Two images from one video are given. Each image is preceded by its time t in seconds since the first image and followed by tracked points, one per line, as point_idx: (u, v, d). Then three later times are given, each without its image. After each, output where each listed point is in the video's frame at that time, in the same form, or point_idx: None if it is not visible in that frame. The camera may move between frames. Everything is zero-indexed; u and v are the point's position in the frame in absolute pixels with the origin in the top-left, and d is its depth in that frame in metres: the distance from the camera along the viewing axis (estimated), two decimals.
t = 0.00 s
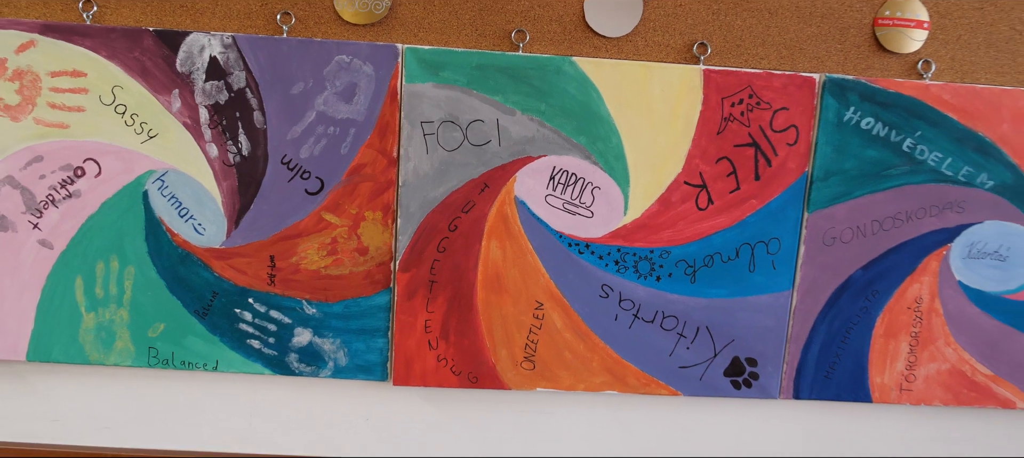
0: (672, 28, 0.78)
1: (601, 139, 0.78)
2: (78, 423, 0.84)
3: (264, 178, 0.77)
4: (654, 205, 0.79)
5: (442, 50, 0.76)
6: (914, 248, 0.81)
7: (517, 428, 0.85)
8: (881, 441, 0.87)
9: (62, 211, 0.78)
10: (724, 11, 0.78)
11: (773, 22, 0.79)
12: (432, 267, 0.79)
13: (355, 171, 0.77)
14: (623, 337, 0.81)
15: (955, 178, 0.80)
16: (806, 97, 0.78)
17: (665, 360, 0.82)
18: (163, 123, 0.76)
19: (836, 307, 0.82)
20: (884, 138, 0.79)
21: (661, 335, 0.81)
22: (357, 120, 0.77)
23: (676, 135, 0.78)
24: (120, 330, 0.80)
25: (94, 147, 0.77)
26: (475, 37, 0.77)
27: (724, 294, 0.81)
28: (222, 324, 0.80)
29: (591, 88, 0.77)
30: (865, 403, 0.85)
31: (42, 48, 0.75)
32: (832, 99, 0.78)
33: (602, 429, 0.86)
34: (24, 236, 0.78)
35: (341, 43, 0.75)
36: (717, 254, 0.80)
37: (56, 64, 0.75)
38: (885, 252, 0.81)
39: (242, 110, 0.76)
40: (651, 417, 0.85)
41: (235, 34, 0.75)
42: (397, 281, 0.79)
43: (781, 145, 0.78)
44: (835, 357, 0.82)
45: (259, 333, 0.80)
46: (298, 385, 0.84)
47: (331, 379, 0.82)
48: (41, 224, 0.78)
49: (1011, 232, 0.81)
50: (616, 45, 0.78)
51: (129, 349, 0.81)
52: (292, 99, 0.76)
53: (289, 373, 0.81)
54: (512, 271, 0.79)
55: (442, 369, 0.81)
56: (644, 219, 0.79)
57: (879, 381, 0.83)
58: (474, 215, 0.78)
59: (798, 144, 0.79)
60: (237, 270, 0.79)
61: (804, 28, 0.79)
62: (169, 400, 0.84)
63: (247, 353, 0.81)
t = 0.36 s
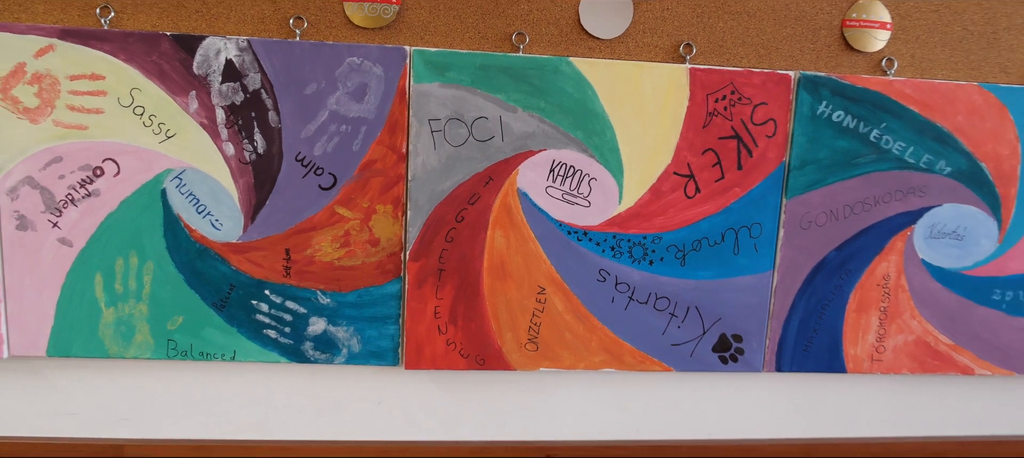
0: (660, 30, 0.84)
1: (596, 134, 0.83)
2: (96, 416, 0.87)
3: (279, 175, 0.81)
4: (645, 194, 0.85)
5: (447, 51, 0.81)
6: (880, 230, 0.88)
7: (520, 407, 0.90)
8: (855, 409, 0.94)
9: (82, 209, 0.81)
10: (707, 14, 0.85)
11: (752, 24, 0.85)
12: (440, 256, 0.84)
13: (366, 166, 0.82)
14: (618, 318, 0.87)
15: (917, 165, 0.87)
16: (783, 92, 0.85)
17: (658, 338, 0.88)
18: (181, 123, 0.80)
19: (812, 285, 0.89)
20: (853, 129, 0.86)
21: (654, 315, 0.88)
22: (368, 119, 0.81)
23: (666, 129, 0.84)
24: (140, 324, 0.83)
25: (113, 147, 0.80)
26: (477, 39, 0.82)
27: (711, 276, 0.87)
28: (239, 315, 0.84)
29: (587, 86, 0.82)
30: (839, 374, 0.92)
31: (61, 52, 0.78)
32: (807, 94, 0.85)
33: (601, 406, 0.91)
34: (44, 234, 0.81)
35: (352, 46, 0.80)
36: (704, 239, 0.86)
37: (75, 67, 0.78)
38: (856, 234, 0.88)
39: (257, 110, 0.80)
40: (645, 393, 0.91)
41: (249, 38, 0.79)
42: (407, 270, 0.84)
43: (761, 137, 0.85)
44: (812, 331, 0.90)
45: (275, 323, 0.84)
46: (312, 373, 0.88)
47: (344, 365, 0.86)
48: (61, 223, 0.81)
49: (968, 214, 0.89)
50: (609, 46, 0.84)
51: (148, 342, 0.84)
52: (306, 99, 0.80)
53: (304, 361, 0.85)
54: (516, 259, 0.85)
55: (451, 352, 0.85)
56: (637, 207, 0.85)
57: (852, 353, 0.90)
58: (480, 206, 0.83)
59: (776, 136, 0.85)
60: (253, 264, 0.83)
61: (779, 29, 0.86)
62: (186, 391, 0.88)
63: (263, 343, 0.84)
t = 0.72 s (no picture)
0: (639, 36, 0.91)
1: (583, 133, 0.90)
2: (106, 416, 0.89)
3: (286, 177, 0.85)
4: (629, 188, 0.92)
5: (444, 58, 0.86)
6: (840, 216, 0.97)
7: (516, 392, 0.95)
8: (821, 381, 1.02)
9: (92, 214, 0.83)
10: (682, 20, 0.92)
11: (722, 30, 0.93)
12: (441, 250, 0.89)
13: (369, 167, 0.86)
14: (607, 304, 0.94)
15: (871, 157, 0.97)
16: (751, 92, 0.93)
17: (643, 321, 0.95)
18: (190, 129, 0.83)
19: (780, 268, 0.97)
20: (814, 125, 0.95)
21: (639, 300, 0.94)
22: (370, 122, 0.85)
23: (647, 127, 0.91)
24: (150, 324, 0.86)
25: (123, 154, 0.82)
26: (472, 46, 0.87)
27: (690, 262, 0.95)
28: (248, 313, 0.87)
29: (574, 88, 0.89)
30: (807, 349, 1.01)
31: (70, 62, 0.80)
32: (772, 93, 0.93)
33: (593, 389, 0.97)
34: (53, 240, 0.83)
35: (354, 53, 0.84)
36: (684, 228, 0.94)
37: (84, 77, 0.80)
38: (818, 220, 0.97)
39: (264, 116, 0.84)
40: (633, 375, 0.97)
41: (255, 47, 0.83)
42: (410, 264, 0.89)
43: (732, 134, 0.93)
44: (782, 310, 0.98)
45: (283, 319, 0.88)
46: (318, 366, 0.91)
47: (350, 358, 0.91)
48: (71, 228, 0.83)
49: (916, 200, 0.98)
50: (593, 51, 0.90)
51: (159, 342, 0.86)
52: (311, 104, 0.84)
53: (311, 354, 0.89)
54: (511, 251, 0.90)
55: (452, 341, 0.91)
56: (622, 200, 0.92)
57: (817, 329, 0.99)
58: (477, 203, 0.89)
59: (746, 132, 0.93)
60: (262, 262, 0.86)
61: (747, 35, 0.93)
62: (194, 389, 0.90)
63: (272, 338, 0.88)
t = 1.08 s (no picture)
0: (615, 45, 0.97)
1: (565, 136, 0.96)
2: (105, 419, 0.90)
3: (283, 181, 0.88)
4: (608, 187, 0.98)
5: (434, 66, 0.90)
6: (798, 210, 1.05)
7: (505, 383, 1.00)
8: (784, 363, 1.11)
9: (91, 220, 0.84)
10: (654, 30, 0.98)
11: (691, 39, 0.99)
12: (433, 249, 0.93)
13: (364, 171, 0.90)
14: (589, 296, 1.00)
15: (825, 156, 1.05)
16: (718, 97, 1.00)
17: (622, 312, 1.01)
18: (188, 136, 0.85)
19: (746, 259, 1.05)
20: (774, 127, 1.03)
21: (618, 292, 1.01)
22: (364, 128, 0.89)
23: (623, 130, 0.97)
24: (150, 327, 0.88)
25: (122, 160, 0.84)
26: (460, 55, 0.92)
27: (665, 256, 1.01)
28: (247, 313, 0.90)
29: (556, 94, 0.94)
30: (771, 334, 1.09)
31: (68, 71, 0.81)
32: (737, 98, 1.00)
33: (576, 378, 1.03)
34: (52, 246, 0.84)
35: (348, 62, 0.88)
36: (658, 224, 1.00)
37: (82, 85, 0.82)
38: (779, 214, 1.05)
39: (261, 122, 0.87)
40: (614, 363, 1.04)
41: (252, 56, 0.86)
42: (403, 263, 0.93)
43: (701, 135, 1.00)
44: (748, 299, 1.06)
45: (282, 318, 0.91)
46: (315, 364, 0.95)
47: (347, 354, 0.94)
48: (70, 234, 0.84)
49: (866, 195, 1.07)
50: (572, 60, 0.96)
51: (159, 344, 0.88)
52: (307, 111, 0.88)
53: (309, 352, 0.93)
54: (499, 248, 0.95)
55: (445, 335, 0.95)
56: (602, 198, 0.98)
57: (780, 315, 1.07)
58: (467, 203, 0.94)
59: (713, 134, 1.01)
60: (260, 264, 0.89)
61: (713, 43, 1.00)
62: (193, 390, 0.93)
63: (271, 337, 0.91)
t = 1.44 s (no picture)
0: (602, 52, 1.02)
1: (557, 139, 1.00)
2: (110, 422, 0.91)
3: (288, 184, 0.91)
4: (597, 187, 1.03)
5: (433, 72, 0.94)
6: (770, 207, 1.13)
7: (501, 375, 1.04)
8: (757, 349, 1.18)
9: (98, 225, 0.85)
10: (638, 38, 1.04)
11: (672, 47, 1.05)
12: (433, 247, 0.97)
13: (366, 173, 0.93)
14: (579, 290, 1.05)
15: (793, 156, 1.13)
16: (697, 101, 1.06)
17: (610, 305, 1.07)
18: (195, 140, 0.87)
19: (724, 253, 1.12)
20: (748, 129, 1.10)
21: (606, 286, 1.06)
22: (366, 132, 0.92)
23: (610, 133, 1.03)
24: (157, 329, 0.89)
25: (129, 165, 0.85)
26: (457, 62, 0.96)
27: (649, 251, 1.07)
28: (253, 313, 0.92)
29: (548, 99, 0.99)
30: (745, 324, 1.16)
31: (74, 77, 0.82)
32: (715, 102, 1.07)
33: (568, 368, 1.08)
34: (58, 251, 0.84)
35: (351, 68, 0.91)
36: (643, 221, 1.07)
37: (89, 91, 0.83)
38: (752, 211, 1.12)
39: (267, 127, 0.89)
40: (603, 353, 1.09)
41: (257, 62, 0.88)
42: (405, 261, 0.96)
43: (682, 137, 1.06)
44: (725, 290, 1.13)
45: (287, 318, 0.93)
46: (318, 362, 0.97)
47: (350, 351, 0.97)
48: (76, 238, 0.85)
49: (830, 191, 1.16)
50: (563, 66, 1.01)
51: (165, 345, 0.90)
52: (311, 116, 0.90)
53: (314, 350, 0.95)
54: (496, 246, 1.00)
55: (444, 330, 0.99)
56: (591, 197, 1.03)
57: (754, 305, 1.14)
58: (465, 203, 0.98)
59: (693, 136, 1.07)
60: (266, 265, 0.91)
61: (692, 51, 1.07)
62: (198, 388, 0.93)
63: (277, 336, 0.93)
